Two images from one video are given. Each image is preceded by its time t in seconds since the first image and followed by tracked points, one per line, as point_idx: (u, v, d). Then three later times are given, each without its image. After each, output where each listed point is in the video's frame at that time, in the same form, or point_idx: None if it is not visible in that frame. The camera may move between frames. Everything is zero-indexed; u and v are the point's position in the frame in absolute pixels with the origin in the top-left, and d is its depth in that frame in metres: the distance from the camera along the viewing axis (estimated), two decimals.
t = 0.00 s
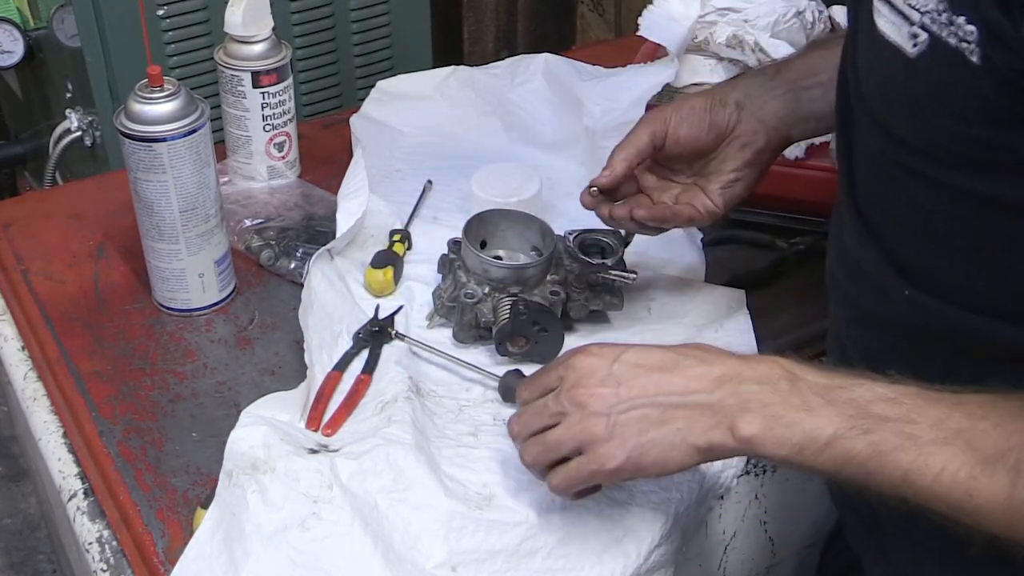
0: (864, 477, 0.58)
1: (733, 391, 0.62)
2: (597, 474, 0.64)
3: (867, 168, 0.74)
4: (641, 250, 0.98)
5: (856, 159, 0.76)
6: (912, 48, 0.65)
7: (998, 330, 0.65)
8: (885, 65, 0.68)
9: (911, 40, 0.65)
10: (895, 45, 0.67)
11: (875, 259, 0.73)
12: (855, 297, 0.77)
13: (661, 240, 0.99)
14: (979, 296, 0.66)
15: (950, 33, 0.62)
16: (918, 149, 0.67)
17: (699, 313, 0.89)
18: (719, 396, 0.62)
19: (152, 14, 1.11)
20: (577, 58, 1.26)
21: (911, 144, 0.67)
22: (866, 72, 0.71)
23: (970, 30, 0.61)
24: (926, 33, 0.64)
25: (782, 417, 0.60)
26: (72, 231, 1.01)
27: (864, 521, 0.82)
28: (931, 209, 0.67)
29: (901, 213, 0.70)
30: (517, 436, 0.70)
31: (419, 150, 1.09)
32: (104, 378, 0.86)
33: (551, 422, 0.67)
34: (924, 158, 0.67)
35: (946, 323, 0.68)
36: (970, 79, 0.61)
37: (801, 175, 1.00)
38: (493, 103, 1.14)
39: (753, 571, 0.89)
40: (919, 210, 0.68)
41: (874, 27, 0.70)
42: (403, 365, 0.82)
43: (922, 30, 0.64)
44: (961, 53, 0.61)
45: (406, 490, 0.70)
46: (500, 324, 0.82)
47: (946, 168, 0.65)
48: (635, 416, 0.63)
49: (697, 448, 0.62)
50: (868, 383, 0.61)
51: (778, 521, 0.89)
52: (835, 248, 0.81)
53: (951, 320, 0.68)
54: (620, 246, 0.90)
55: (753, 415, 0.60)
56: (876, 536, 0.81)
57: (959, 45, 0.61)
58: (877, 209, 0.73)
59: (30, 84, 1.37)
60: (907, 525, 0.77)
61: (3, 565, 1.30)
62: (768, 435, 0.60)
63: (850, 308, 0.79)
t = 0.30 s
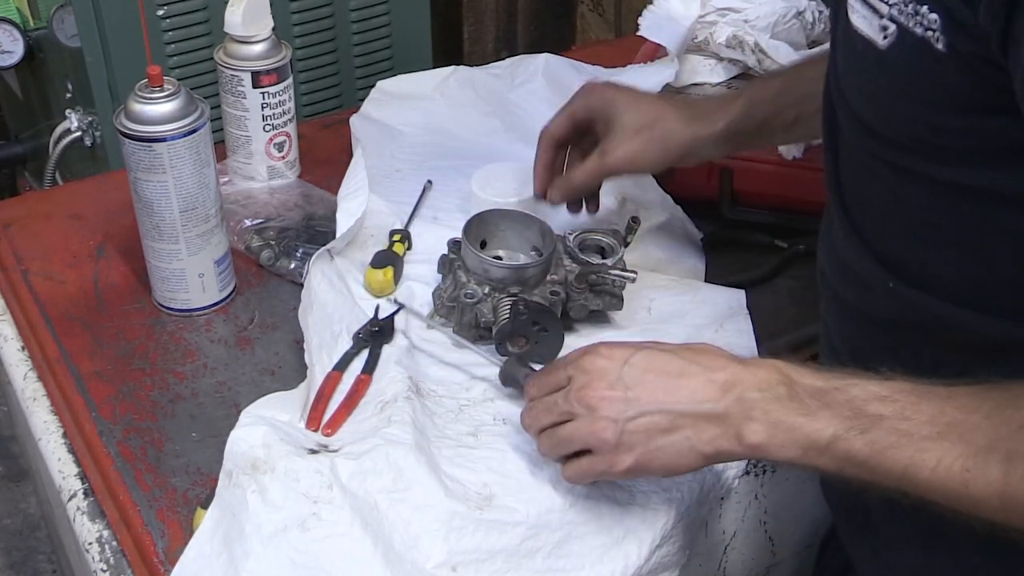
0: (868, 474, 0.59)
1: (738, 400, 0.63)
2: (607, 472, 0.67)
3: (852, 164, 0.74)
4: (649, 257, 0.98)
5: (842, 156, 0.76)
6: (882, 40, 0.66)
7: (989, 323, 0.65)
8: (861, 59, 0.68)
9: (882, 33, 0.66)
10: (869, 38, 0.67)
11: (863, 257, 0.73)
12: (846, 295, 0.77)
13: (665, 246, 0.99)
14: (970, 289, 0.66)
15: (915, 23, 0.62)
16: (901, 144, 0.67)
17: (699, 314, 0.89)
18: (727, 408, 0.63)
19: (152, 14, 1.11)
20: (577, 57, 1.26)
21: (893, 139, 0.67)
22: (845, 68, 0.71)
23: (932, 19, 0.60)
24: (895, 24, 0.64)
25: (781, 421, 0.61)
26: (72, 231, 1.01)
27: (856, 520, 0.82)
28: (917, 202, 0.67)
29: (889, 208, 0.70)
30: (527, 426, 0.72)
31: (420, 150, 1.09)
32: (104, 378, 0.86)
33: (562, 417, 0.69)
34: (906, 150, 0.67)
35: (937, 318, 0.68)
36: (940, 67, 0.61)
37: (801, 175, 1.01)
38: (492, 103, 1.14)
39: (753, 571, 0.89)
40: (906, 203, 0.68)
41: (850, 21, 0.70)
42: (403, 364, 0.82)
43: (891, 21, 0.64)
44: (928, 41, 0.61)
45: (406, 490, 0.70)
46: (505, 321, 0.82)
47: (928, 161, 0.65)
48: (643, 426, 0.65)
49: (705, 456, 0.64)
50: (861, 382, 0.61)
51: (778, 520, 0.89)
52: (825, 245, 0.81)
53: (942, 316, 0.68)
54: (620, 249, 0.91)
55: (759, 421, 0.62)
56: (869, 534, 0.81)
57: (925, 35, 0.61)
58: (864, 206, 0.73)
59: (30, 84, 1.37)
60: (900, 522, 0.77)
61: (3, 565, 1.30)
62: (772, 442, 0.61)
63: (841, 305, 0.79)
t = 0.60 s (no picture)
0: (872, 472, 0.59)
1: (804, 368, 0.60)
2: (650, 427, 0.65)
3: (849, 165, 0.74)
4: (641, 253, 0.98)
5: (839, 156, 0.76)
6: (881, 39, 0.65)
7: (985, 322, 0.65)
8: (859, 57, 0.68)
9: (881, 31, 0.65)
10: (867, 38, 0.67)
11: (860, 256, 0.73)
12: (844, 295, 0.77)
13: (661, 243, 0.99)
14: (968, 288, 0.66)
15: (917, 21, 0.61)
16: (903, 143, 0.67)
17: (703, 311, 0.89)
18: (791, 377, 0.60)
19: (152, 15, 1.11)
20: (578, 57, 1.26)
21: (894, 137, 0.67)
22: (843, 68, 0.71)
23: (937, 15, 0.60)
24: (895, 22, 0.64)
25: (857, 394, 0.59)
26: (72, 231, 1.01)
27: (853, 521, 0.82)
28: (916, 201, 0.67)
29: (886, 208, 0.71)
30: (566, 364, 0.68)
31: (420, 150, 1.09)
32: (104, 378, 0.86)
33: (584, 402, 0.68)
34: (905, 149, 0.67)
35: (934, 317, 0.69)
36: (944, 64, 0.61)
37: (801, 175, 1.01)
38: (492, 103, 1.14)
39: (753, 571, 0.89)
40: (904, 202, 0.69)
41: (848, 21, 0.69)
42: (403, 364, 0.82)
43: (891, 20, 0.64)
44: (931, 38, 0.61)
45: (405, 490, 0.70)
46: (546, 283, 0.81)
47: (930, 159, 0.65)
48: (696, 388, 0.62)
49: (760, 425, 0.62)
50: (945, 349, 0.60)
51: (778, 520, 0.89)
52: (823, 245, 0.81)
53: (939, 315, 0.68)
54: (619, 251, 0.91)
55: (825, 392, 0.60)
56: (864, 535, 0.82)
57: (928, 32, 0.61)
58: (862, 205, 0.73)
59: (30, 84, 1.37)
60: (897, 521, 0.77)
61: (3, 565, 1.30)
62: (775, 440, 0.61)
63: (840, 303, 0.79)
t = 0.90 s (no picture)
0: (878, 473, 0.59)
1: (837, 381, 0.61)
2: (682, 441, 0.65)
3: (861, 170, 0.74)
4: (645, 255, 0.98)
5: (849, 161, 0.76)
6: (905, 50, 0.65)
7: (997, 326, 0.66)
8: (879, 66, 0.68)
9: (905, 42, 0.65)
10: (887, 47, 0.66)
11: (870, 261, 0.74)
12: (852, 299, 0.78)
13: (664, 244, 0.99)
14: (981, 294, 0.67)
15: (944, 34, 0.61)
16: (920, 152, 0.67)
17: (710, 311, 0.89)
18: (825, 391, 0.61)
19: (152, 15, 1.11)
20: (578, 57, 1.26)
21: (911, 146, 0.67)
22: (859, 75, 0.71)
23: (968, 30, 0.59)
24: (920, 34, 0.63)
25: (891, 406, 0.60)
26: (72, 231, 1.01)
27: (855, 522, 0.83)
28: (933, 210, 0.68)
29: (899, 214, 0.71)
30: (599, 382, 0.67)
31: (420, 150, 1.09)
32: (104, 378, 0.86)
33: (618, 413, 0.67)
34: (923, 158, 0.67)
35: (944, 322, 0.69)
36: (971, 77, 0.61)
37: (801, 175, 1.01)
38: (493, 103, 1.14)
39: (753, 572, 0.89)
40: (920, 211, 0.69)
41: (867, 29, 0.69)
42: (403, 365, 0.82)
43: (915, 31, 0.63)
44: (959, 51, 0.61)
45: (405, 491, 0.70)
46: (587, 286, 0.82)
47: (948, 169, 0.65)
48: (729, 403, 0.62)
49: (794, 437, 0.62)
50: (980, 361, 0.62)
51: (778, 521, 0.89)
52: (828, 248, 0.81)
53: (950, 320, 0.68)
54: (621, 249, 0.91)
55: (860, 404, 0.61)
56: (866, 535, 0.82)
57: (957, 45, 0.61)
58: (873, 211, 0.73)
59: (30, 84, 1.37)
60: (900, 524, 0.78)
61: (3, 565, 1.30)
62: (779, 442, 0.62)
63: (845, 307, 0.79)
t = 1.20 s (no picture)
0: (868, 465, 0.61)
1: (820, 404, 0.62)
2: (668, 467, 0.65)
3: (862, 182, 0.75)
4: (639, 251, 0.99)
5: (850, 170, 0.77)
6: (907, 67, 0.66)
7: (992, 334, 0.66)
8: (883, 81, 0.69)
9: (907, 59, 0.66)
10: (891, 63, 0.67)
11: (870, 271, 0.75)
12: (851, 306, 0.78)
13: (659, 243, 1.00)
14: (980, 305, 0.67)
15: (949, 52, 0.62)
16: (918, 167, 0.67)
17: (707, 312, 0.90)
18: (806, 413, 0.62)
19: (152, 14, 1.11)
20: (577, 58, 1.26)
21: (910, 161, 0.68)
22: (862, 89, 0.72)
23: (972, 51, 0.60)
24: (922, 52, 0.64)
25: (873, 430, 0.61)
26: (72, 231, 1.01)
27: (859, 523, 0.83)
28: (932, 222, 0.68)
29: (899, 225, 0.71)
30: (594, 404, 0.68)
31: (420, 150, 1.09)
32: (104, 378, 0.86)
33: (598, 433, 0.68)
34: (922, 172, 0.67)
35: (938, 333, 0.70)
36: (972, 96, 0.61)
37: (801, 174, 1.01)
38: (493, 102, 1.14)
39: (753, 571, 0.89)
40: (919, 223, 0.69)
41: (872, 43, 0.70)
42: (403, 365, 0.82)
43: (917, 49, 0.64)
44: (963, 70, 0.61)
45: (408, 491, 0.71)
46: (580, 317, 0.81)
47: (945, 185, 0.66)
48: (711, 427, 0.63)
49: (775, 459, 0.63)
50: (962, 387, 0.62)
51: (778, 521, 0.89)
52: (829, 257, 0.82)
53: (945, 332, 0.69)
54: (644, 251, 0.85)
55: (842, 427, 0.62)
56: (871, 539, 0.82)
57: (961, 64, 0.61)
58: (873, 222, 0.74)
59: (30, 83, 1.37)
60: (902, 524, 0.78)
61: (3, 565, 1.30)
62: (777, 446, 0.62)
63: (844, 314, 0.80)
